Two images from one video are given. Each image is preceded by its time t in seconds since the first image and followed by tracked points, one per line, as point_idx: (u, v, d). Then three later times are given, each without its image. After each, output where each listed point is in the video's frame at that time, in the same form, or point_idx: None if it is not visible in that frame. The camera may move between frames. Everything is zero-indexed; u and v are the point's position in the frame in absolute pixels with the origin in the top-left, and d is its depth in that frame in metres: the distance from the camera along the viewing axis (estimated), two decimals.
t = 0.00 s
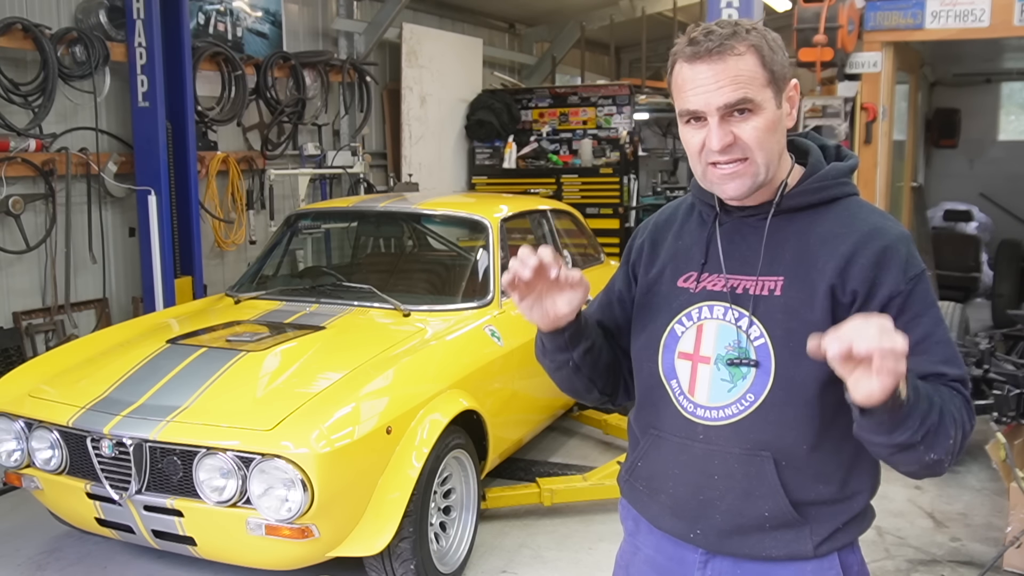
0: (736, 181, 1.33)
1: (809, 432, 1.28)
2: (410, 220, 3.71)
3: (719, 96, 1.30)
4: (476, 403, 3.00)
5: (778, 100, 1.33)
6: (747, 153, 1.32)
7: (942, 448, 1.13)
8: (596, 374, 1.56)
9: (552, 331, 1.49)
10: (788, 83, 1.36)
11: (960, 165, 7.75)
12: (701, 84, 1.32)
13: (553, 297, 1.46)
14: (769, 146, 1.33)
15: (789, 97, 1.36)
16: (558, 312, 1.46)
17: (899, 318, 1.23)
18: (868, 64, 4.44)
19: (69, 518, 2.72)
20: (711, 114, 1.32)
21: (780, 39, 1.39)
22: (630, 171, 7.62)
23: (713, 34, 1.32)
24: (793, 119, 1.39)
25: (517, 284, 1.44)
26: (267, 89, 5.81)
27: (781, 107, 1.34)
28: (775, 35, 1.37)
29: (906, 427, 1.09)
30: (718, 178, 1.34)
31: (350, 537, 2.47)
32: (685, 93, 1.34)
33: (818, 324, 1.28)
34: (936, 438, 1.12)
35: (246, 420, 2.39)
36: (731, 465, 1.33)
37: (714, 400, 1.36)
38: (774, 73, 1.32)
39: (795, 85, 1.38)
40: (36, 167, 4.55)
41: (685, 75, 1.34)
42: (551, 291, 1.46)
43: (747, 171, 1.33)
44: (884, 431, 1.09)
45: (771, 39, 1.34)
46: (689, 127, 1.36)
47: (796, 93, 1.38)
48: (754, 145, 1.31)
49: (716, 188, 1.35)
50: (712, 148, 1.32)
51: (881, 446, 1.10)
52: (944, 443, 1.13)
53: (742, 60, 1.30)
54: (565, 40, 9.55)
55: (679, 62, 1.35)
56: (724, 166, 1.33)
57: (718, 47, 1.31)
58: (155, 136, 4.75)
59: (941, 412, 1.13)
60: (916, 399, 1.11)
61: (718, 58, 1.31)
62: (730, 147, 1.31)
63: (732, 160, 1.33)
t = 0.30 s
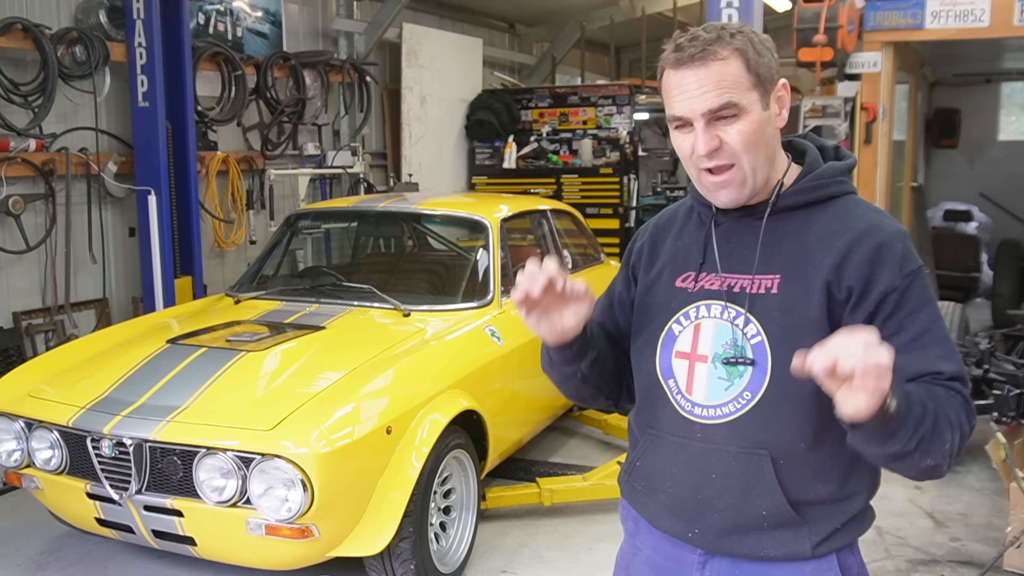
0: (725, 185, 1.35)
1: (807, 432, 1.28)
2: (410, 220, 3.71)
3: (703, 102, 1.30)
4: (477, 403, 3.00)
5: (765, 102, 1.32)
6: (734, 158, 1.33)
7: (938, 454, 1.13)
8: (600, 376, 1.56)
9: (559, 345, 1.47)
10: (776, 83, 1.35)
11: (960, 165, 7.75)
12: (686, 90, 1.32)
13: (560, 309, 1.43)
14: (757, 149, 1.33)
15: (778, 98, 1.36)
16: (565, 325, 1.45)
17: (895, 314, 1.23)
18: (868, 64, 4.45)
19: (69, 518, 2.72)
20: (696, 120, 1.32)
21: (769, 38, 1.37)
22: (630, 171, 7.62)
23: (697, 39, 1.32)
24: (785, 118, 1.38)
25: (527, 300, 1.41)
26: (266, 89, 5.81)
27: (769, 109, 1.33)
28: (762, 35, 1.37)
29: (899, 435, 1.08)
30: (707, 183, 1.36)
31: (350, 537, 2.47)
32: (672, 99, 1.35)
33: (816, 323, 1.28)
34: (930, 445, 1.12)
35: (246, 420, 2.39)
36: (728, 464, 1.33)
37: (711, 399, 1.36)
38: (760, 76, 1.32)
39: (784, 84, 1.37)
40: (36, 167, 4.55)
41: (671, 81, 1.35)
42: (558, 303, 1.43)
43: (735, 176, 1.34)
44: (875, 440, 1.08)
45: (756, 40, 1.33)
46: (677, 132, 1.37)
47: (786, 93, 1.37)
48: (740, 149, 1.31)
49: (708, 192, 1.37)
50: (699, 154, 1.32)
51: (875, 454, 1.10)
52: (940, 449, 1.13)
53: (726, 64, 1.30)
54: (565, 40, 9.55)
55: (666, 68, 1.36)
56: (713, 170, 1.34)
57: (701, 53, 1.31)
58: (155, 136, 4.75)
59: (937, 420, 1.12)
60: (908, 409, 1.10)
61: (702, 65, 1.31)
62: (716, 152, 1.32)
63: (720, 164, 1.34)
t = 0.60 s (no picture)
0: (727, 172, 1.34)
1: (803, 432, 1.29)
2: (410, 220, 3.71)
3: (714, 86, 1.31)
4: (476, 403, 3.00)
5: (777, 94, 1.32)
6: (739, 144, 1.32)
7: (921, 457, 1.15)
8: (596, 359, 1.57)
9: (561, 298, 1.49)
10: (791, 79, 1.35)
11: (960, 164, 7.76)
12: (700, 74, 1.33)
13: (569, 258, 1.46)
14: (763, 139, 1.32)
15: (791, 94, 1.36)
16: (570, 277, 1.47)
17: (891, 320, 1.23)
18: (868, 64, 4.45)
19: (69, 518, 2.73)
20: (706, 103, 1.32)
21: (791, 37, 1.38)
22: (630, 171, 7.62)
23: (717, 25, 1.33)
24: (796, 118, 1.38)
25: (536, 241, 1.44)
26: (267, 89, 5.81)
27: (781, 102, 1.33)
28: (783, 32, 1.38)
29: (877, 434, 1.11)
30: (709, 167, 1.35)
31: (350, 537, 2.48)
32: (686, 81, 1.36)
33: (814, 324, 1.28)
34: (913, 447, 1.14)
35: (246, 420, 2.39)
36: (721, 461, 1.34)
37: (706, 396, 1.36)
38: (775, 68, 1.32)
39: (800, 82, 1.37)
40: (36, 167, 4.55)
41: (687, 64, 1.36)
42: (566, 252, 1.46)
43: (738, 163, 1.33)
44: (853, 437, 1.12)
45: (776, 34, 1.34)
46: (687, 117, 1.37)
47: (801, 90, 1.37)
48: (746, 137, 1.31)
49: (709, 177, 1.36)
50: (703, 137, 1.32)
51: (856, 450, 1.13)
52: (923, 452, 1.15)
53: (742, 52, 1.31)
54: (565, 40, 9.55)
55: (683, 52, 1.37)
56: (716, 155, 1.33)
57: (718, 38, 1.32)
58: (155, 136, 4.75)
59: (923, 421, 1.14)
60: (893, 408, 1.12)
61: (717, 49, 1.32)
62: (721, 137, 1.32)
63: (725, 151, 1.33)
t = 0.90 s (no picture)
0: (738, 187, 1.35)
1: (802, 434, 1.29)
2: (410, 220, 3.71)
3: (723, 104, 1.30)
4: (476, 403, 3.00)
5: (784, 107, 1.32)
6: (749, 160, 1.33)
7: (907, 487, 1.17)
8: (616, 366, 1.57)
9: (574, 348, 1.46)
10: (797, 88, 1.35)
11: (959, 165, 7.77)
12: (707, 91, 1.32)
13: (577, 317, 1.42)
14: (773, 153, 1.33)
15: (798, 103, 1.36)
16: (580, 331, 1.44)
17: (896, 329, 1.23)
18: (868, 64, 4.45)
19: (69, 518, 2.73)
20: (714, 121, 1.32)
21: (796, 42, 1.37)
22: (630, 171, 7.62)
23: (722, 38, 1.32)
24: (803, 124, 1.38)
25: (541, 308, 1.39)
26: (267, 89, 5.81)
27: (788, 113, 1.33)
28: (788, 37, 1.36)
29: (862, 476, 1.13)
30: (720, 182, 1.36)
31: (349, 537, 2.48)
32: (692, 96, 1.35)
33: (814, 326, 1.28)
34: (899, 480, 1.16)
35: (246, 420, 2.39)
36: (720, 463, 1.34)
37: (706, 398, 1.36)
38: (782, 80, 1.32)
39: (806, 89, 1.37)
40: (36, 167, 4.55)
41: (693, 78, 1.34)
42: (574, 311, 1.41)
43: (748, 179, 1.34)
44: (836, 482, 1.13)
45: (783, 44, 1.32)
46: (694, 130, 1.37)
47: (807, 97, 1.37)
48: (755, 153, 1.32)
49: (719, 189, 1.37)
50: (714, 155, 1.33)
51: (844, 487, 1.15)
52: (910, 482, 1.16)
53: (750, 67, 1.30)
54: (565, 40, 9.55)
55: (688, 65, 1.35)
56: (727, 170, 1.34)
57: (726, 54, 1.30)
58: (155, 136, 4.75)
59: (911, 456, 1.16)
60: (879, 450, 1.13)
61: (725, 65, 1.30)
62: (732, 154, 1.32)
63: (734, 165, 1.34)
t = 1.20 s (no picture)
0: (740, 176, 1.34)
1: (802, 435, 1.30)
2: (410, 220, 3.71)
3: (734, 85, 1.30)
4: (476, 403, 3.00)
5: (793, 98, 1.32)
6: (754, 147, 1.32)
7: (917, 476, 1.18)
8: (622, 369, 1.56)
9: (595, 264, 1.48)
10: (807, 83, 1.36)
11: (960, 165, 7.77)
12: (719, 71, 1.32)
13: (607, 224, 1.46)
14: (778, 143, 1.32)
15: (806, 98, 1.36)
16: (607, 240, 1.46)
17: (899, 329, 1.24)
18: (868, 64, 4.46)
19: (69, 518, 2.73)
20: (724, 101, 1.32)
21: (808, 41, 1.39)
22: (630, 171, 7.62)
23: (738, 23, 1.33)
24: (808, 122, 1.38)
25: (582, 195, 1.43)
26: (266, 89, 5.81)
27: (796, 106, 1.33)
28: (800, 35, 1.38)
29: (869, 459, 1.15)
30: (722, 168, 1.35)
31: (349, 537, 2.48)
32: (703, 78, 1.35)
33: (816, 328, 1.28)
34: (908, 466, 1.17)
35: (246, 420, 2.39)
36: (721, 464, 1.34)
37: (707, 398, 1.36)
38: (793, 70, 1.32)
39: (814, 86, 1.38)
40: (36, 167, 4.55)
41: (705, 60, 1.35)
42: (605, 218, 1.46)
43: (752, 168, 1.33)
44: (846, 462, 1.15)
45: (796, 36, 1.34)
46: (701, 114, 1.36)
47: (814, 95, 1.37)
48: (761, 140, 1.31)
49: (720, 177, 1.36)
50: (720, 137, 1.32)
51: (852, 471, 1.17)
52: (919, 470, 1.18)
53: (763, 52, 1.31)
54: (565, 40, 9.54)
55: (702, 46, 1.36)
56: (730, 157, 1.33)
57: (741, 36, 1.31)
58: (155, 136, 4.75)
59: (921, 443, 1.17)
60: (889, 432, 1.15)
61: (739, 47, 1.31)
62: (738, 138, 1.31)
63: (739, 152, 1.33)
